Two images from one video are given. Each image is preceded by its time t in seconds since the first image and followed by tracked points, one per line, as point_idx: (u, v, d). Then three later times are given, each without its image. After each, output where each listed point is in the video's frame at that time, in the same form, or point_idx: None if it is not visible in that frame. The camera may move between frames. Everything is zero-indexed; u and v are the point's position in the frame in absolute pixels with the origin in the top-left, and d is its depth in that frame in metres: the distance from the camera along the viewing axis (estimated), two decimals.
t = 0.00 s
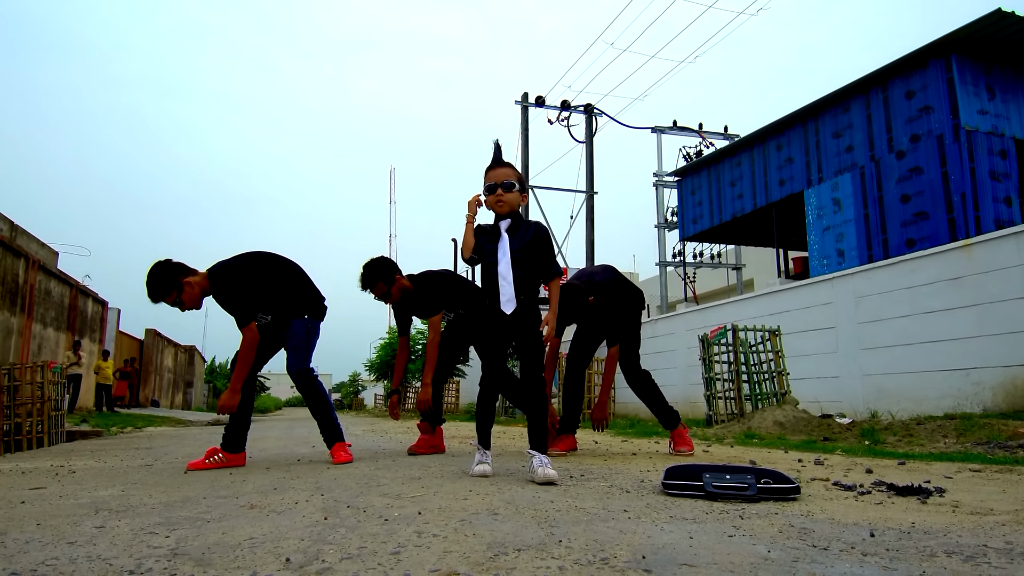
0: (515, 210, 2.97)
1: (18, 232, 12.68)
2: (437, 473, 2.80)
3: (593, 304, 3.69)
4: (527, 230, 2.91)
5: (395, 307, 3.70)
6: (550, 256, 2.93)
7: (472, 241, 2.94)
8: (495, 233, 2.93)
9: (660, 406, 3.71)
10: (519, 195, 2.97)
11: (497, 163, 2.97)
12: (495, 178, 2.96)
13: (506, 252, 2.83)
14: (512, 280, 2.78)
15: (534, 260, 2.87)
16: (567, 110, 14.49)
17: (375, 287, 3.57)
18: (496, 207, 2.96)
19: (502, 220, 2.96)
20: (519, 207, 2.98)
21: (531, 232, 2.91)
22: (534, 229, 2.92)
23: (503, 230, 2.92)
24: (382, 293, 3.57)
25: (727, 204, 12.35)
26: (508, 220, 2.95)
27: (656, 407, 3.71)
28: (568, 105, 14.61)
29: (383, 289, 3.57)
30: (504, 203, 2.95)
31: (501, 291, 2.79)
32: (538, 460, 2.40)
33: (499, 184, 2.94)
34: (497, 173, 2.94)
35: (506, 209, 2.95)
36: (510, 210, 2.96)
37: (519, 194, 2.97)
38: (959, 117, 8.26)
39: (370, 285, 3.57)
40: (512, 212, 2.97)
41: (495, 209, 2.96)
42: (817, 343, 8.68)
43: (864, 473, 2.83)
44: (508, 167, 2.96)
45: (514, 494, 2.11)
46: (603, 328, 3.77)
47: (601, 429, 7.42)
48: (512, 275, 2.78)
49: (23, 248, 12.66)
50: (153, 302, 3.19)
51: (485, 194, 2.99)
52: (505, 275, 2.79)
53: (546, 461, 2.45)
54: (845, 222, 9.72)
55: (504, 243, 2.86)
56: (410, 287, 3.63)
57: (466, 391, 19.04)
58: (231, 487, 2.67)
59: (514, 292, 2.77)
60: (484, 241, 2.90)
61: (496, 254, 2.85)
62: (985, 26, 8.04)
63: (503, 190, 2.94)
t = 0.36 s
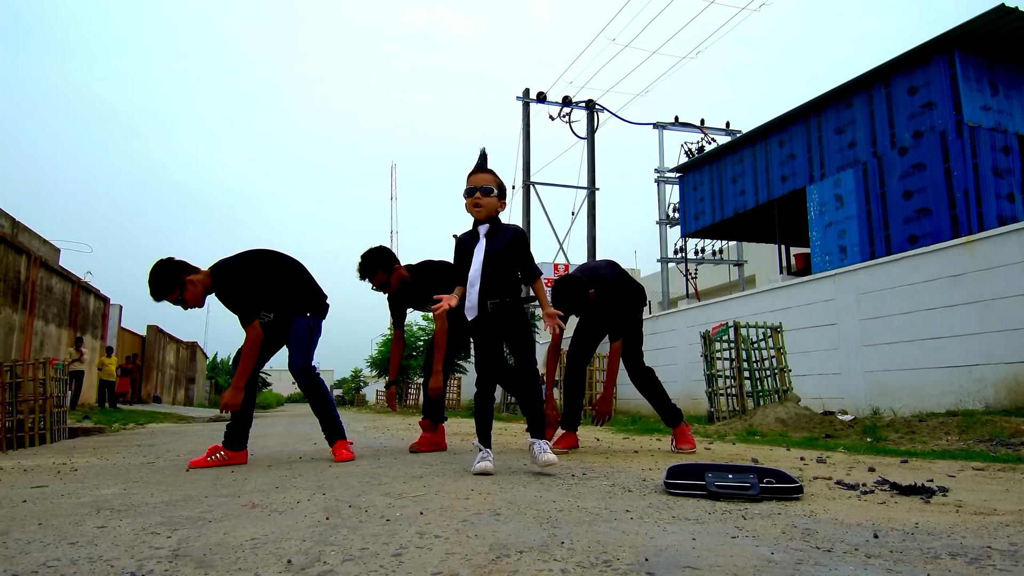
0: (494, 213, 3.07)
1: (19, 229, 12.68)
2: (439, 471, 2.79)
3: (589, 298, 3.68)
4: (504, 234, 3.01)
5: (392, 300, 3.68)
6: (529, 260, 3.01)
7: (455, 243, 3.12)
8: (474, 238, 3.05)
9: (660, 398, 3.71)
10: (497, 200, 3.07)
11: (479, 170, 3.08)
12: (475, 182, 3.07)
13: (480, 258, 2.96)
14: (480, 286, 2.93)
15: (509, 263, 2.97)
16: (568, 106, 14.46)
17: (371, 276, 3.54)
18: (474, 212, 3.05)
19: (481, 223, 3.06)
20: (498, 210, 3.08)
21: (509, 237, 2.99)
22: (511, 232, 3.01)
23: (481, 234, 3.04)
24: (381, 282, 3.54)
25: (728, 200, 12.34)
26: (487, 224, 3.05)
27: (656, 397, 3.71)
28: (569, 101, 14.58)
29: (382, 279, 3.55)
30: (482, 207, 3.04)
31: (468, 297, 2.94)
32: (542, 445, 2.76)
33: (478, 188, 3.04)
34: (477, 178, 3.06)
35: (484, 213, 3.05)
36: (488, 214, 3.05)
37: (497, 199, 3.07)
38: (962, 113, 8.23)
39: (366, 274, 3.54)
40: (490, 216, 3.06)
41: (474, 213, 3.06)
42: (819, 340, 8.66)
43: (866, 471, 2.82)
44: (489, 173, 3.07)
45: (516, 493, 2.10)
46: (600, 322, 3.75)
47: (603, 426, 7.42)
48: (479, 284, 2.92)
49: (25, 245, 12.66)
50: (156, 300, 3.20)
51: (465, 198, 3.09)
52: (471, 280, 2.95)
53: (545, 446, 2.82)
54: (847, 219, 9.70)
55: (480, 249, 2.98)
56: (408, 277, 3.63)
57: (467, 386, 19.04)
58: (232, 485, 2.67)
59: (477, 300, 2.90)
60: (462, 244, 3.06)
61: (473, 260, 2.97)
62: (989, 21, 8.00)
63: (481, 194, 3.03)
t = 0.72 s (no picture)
0: (514, 225, 3.07)
1: (22, 227, 12.70)
2: (443, 470, 2.80)
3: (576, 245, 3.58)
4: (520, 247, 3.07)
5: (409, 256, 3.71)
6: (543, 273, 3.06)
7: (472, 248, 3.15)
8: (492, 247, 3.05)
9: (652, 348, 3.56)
10: (519, 212, 3.05)
11: (504, 182, 3.05)
12: (498, 193, 3.04)
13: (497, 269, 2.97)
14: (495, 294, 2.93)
15: (524, 272, 3.02)
16: (570, 104, 14.45)
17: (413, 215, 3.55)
18: (495, 221, 3.04)
19: (501, 234, 3.07)
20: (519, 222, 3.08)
21: (525, 250, 3.05)
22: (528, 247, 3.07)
23: (499, 243, 3.05)
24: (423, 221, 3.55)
25: (730, 198, 12.33)
26: (506, 234, 3.06)
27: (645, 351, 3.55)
28: (571, 99, 14.56)
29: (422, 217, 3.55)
30: (505, 219, 3.03)
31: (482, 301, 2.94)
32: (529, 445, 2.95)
33: (501, 200, 3.02)
34: (499, 190, 3.04)
35: (505, 224, 3.04)
36: (509, 225, 3.05)
37: (519, 212, 3.05)
38: (966, 110, 8.20)
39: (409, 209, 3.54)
40: (510, 227, 3.06)
41: (495, 222, 3.05)
42: (822, 338, 8.65)
43: (871, 471, 2.82)
44: (512, 186, 3.05)
45: (521, 494, 2.10)
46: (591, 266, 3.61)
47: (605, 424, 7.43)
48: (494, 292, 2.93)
49: (28, 243, 12.68)
50: (159, 291, 3.19)
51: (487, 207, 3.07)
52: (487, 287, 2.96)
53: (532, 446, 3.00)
54: (850, 217, 9.68)
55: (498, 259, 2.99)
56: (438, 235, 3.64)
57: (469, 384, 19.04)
58: (237, 485, 2.67)
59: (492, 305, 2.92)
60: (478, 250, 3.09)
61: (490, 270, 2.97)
62: (992, 19, 7.98)
63: (503, 206, 3.02)
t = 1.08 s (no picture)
0: (534, 233, 3.41)
1: (24, 225, 12.70)
2: (448, 468, 2.80)
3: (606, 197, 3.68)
4: (539, 254, 3.38)
5: (451, 223, 3.79)
6: (555, 279, 3.38)
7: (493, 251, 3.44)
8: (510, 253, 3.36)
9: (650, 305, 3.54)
10: (539, 221, 3.41)
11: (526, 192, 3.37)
12: (520, 203, 3.37)
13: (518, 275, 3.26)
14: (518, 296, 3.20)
15: (540, 281, 3.31)
16: (572, 102, 14.43)
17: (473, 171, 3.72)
18: (518, 228, 3.37)
19: (522, 239, 3.39)
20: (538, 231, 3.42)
21: (540, 259, 3.36)
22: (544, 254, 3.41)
23: (519, 248, 3.38)
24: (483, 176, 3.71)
25: (733, 196, 12.32)
26: (526, 241, 3.39)
27: (648, 318, 3.53)
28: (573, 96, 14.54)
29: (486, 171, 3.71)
30: (527, 226, 3.38)
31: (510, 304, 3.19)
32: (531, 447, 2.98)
33: (524, 210, 3.36)
34: (522, 200, 3.36)
35: (527, 230, 3.38)
36: (530, 232, 3.39)
37: (539, 221, 3.41)
38: (968, 108, 8.18)
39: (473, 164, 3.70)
40: (530, 234, 3.40)
41: (517, 229, 3.38)
42: (824, 336, 8.65)
43: (875, 469, 2.82)
44: (534, 195, 3.38)
45: (527, 492, 2.10)
46: (616, 216, 3.66)
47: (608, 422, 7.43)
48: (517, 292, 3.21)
49: (30, 241, 12.70)
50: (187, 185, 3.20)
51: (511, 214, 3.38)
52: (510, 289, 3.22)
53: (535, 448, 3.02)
54: (852, 214, 9.67)
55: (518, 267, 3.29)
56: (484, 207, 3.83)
57: (471, 382, 19.04)
58: (243, 483, 2.68)
59: (518, 307, 3.18)
60: (500, 254, 3.38)
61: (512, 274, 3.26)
62: (994, 16, 7.96)
63: (527, 216, 3.36)
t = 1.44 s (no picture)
0: (524, 231, 3.40)
1: (25, 224, 12.70)
2: (451, 467, 2.80)
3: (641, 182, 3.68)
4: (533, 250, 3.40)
5: (454, 210, 3.71)
6: (553, 269, 3.43)
7: (482, 249, 3.42)
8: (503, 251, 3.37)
9: (658, 310, 3.49)
10: (528, 221, 3.39)
11: (517, 193, 3.36)
12: (511, 204, 3.35)
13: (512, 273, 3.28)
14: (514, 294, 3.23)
15: (535, 277, 3.33)
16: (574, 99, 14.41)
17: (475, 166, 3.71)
18: (510, 229, 3.36)
19: (513, 238, 3.40)
20: (528, 229, 3.42)
21: (535, 255, 3.38)
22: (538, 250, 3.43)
23: (512, 247, 3.39)
24: (486, 170, 3.70)
25: (734, 194, 12.31)
26: (517, 239, 3.41)
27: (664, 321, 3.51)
28: (574, 93, 14.52)
29: (490, 165, 3.71)
30: (518, 226, 3.36)
31: (506, 301, 3.22)
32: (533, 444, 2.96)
33: (515, 210, 3.33)
34: (513, 201, 3.34)
35: (518, 230, 3.37)
36: (521, 232, 3.38)
37: (528, 221, 3.39)
38: (971, 105, 8.17)
39: (477, 159, 3.70)
40: (521, 233, 3.40)
41: (509, 230, 3.37)
42: (825, 333, 8.65)
43: (878, 468, 2.81)
44: (523, 196, 3.36)
45: (531, 491, 2.09)
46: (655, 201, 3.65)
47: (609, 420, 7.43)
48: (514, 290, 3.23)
49: (31, 240, 12.70)
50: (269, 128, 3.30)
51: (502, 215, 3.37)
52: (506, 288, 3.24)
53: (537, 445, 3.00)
54: (854, 212, 9.66)
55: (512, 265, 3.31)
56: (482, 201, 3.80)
57: (472, 380, 19.05)
58: (247, 482, 2.68)
59: (516, 304, 3.20)
60: (491, 254, 3.37)
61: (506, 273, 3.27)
62: (997, 14, 7.94)
63: (518, 216, 3.34)
